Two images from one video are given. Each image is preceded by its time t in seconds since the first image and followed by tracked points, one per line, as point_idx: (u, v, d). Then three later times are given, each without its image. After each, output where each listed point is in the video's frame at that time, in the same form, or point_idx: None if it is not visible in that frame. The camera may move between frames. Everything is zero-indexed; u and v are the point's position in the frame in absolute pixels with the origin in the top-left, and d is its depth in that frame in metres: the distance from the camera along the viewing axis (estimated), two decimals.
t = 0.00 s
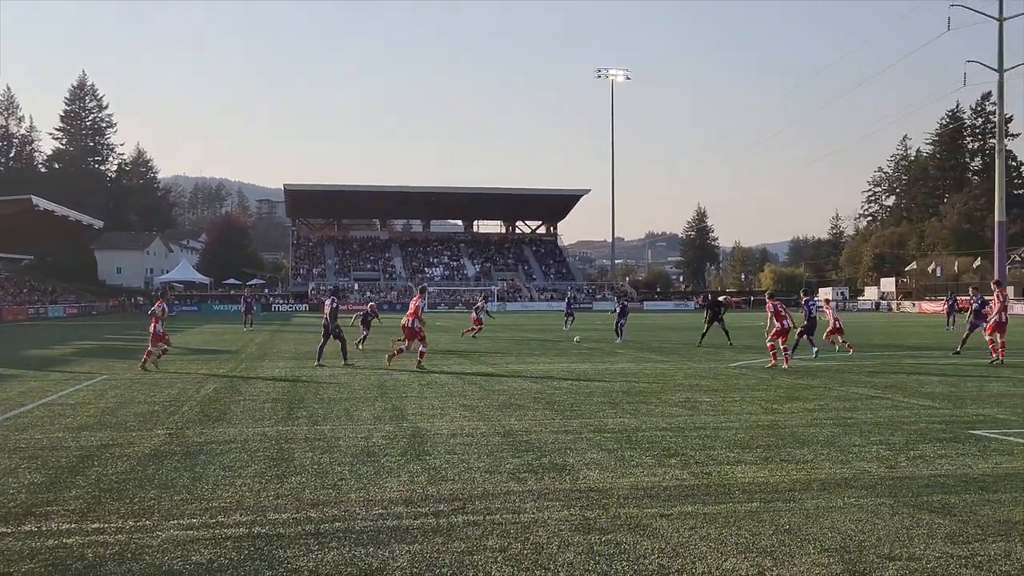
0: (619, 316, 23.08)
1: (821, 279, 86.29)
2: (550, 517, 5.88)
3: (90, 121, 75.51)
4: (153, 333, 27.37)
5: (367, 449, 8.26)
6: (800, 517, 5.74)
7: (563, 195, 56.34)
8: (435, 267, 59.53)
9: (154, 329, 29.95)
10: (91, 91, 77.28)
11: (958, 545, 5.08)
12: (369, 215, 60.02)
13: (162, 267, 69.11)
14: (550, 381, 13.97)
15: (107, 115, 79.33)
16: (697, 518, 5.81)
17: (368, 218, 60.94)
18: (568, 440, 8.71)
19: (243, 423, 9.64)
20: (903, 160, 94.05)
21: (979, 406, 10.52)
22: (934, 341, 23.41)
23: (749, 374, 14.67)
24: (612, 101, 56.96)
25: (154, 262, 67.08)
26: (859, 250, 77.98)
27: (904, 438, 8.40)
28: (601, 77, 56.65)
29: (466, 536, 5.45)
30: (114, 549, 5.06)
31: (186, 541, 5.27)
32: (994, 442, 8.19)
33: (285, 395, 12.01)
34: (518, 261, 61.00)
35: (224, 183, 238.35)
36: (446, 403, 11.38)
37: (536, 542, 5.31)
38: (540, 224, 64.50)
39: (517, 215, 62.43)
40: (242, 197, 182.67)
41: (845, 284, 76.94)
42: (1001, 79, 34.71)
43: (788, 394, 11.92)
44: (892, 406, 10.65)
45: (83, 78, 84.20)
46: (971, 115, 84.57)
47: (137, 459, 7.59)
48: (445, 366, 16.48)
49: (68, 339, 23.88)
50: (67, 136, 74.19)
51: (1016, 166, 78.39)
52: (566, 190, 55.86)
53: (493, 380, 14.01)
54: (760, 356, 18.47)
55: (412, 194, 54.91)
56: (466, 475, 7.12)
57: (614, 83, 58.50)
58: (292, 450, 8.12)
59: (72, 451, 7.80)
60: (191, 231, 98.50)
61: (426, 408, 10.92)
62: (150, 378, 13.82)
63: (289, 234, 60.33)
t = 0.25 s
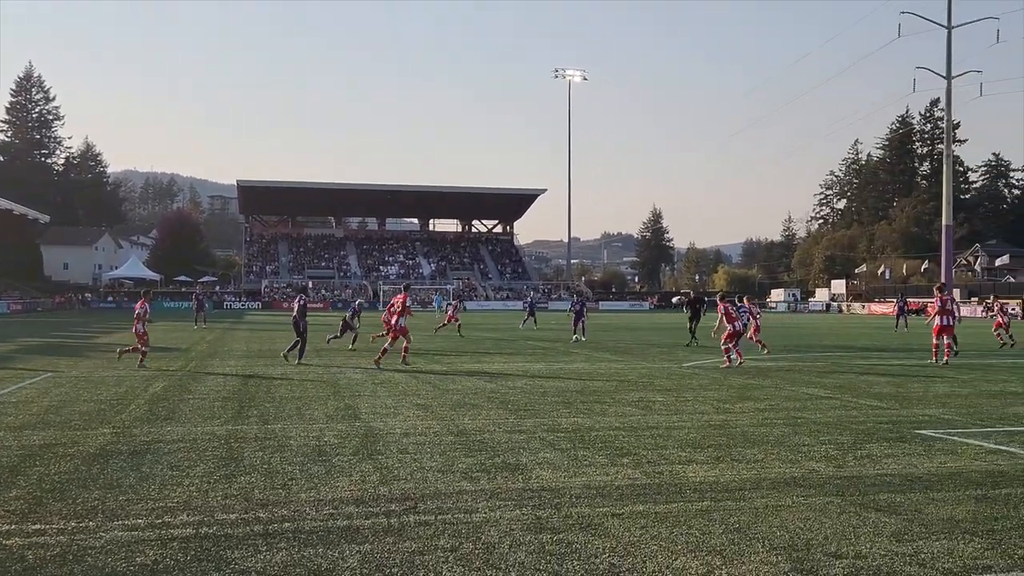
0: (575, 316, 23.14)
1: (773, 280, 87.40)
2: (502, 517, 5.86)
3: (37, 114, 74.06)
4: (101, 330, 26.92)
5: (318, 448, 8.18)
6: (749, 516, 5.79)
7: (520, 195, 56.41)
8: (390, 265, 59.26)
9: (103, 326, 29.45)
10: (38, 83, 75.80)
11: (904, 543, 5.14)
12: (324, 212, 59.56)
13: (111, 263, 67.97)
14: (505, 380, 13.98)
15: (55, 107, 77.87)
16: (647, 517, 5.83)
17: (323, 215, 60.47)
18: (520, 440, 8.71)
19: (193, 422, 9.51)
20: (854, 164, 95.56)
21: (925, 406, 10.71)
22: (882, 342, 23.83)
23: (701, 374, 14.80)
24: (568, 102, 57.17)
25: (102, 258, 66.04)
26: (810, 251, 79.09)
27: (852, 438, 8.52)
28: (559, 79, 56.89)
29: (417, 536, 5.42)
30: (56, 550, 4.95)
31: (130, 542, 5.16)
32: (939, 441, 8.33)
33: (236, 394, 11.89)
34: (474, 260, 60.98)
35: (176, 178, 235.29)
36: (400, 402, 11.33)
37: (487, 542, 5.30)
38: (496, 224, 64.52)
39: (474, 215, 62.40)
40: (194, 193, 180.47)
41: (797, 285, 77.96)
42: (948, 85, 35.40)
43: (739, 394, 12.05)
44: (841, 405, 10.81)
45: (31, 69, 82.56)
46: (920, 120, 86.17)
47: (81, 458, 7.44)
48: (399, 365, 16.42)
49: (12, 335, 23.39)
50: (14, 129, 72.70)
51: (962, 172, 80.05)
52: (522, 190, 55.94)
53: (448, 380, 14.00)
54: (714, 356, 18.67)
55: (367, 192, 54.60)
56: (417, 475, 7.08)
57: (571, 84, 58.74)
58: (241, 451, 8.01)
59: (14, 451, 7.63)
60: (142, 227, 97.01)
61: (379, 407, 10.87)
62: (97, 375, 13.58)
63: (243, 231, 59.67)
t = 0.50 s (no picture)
0: (536, 315, 23.15)
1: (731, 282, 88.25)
2: (459, 518, 5.84)
3: None
4: (52, 329, 26.45)
5: (274, 449, 8.09)
6: (705, 517, 5.82)
7: (480, 196, 56.39)
8: (350, 265, 58.93)
9: (54, 325, 28.94)
10: None
11: (857, 542, 5.20)
12: (283, 211, 59.05)
13: (63, 261, 66.85)
14: (464, 381, 13.96)
15: (6, 102, 76.45)
16: (605, 518, 5.84)
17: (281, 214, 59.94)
18: (478, 441, 8.69)
19: (146, 423, 9.37)
20: (810, 168, 96.79)
21: (877, 407, 10.88)
22: (838, 344, 24.14)
23: (659, 375, 14.87)
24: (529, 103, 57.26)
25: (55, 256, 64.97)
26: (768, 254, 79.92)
27: (807, 439, 8.61)
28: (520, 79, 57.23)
29: (373, 537, 5.38)
30: (3, 555, 4.84)
31: (79, 545, 5.07)
32: (892, 441, 8.46)
33: (191, 394, 11.74)
34: (434, 260, 60.86)
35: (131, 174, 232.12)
36: (358, 403, 11.26)
37: (445, 543, 5.27)
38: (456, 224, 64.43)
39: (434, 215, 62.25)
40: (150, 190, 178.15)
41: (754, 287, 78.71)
42: (902, 92, 35.96)
43: (697, 395, 12.13)
44: (797, 407, 10.92)
45: None
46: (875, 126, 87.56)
47: (31, 460, 7.29)
48: (357, 365, 16.32)
49: None
50: None
51: (916, 177, 81.48)
52: (483, 191, 55.94)
53: (407, 380, 13.94)
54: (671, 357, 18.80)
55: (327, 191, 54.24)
56: (375, 476, 7.03)
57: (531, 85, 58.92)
58: (196, 451, 7.91)
59: None
60: (95, 224, 95.54)
61: (337, 407, 10.80)
62: (47, 375, 13.33)
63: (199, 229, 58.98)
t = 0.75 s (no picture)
0: (506, 316, 23.12)
1: (698, 284, 88.79)
2: (427, 519, 5.82)
3: None
4: (14, 327, 26.07)
5: (240, 450, 8.02)
6: (673, 518, 5.85)
7: (449, 195, 56.31)
8: (317, 264, 58.59)
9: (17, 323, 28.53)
10: None
11: (822, 543, 5.25)
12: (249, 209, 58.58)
13: (25, 258, 65.88)
14: (432, 381, 13.93)
15: None
16: (572, 519, 5.85)
17: (247, 212, 59.44)
18: (446, 441, 8.67)
19: (109, 423, 9.26)
20: (777, 172, 97.66)
21: (842, 408, 11.00)
22: (804, 345, 24.36)
23: (627, 376, 14.92)
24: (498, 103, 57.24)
25: (16, 253, 63.98)
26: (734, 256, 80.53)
27: (773, 440, 8.68)
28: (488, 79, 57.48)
29: (340, 539, 5.35)
30: None
31: (41, 547, 4.99)
32: (855, 443, 8.56)
33: (156, 394, 11.61)
34: (402, 260, 60.70)
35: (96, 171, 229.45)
36: (325, 403, 11.19)
37: (413, 544, 5.25)
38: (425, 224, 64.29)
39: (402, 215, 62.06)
40: (115, 186, 176.15)
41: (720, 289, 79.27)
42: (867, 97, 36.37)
43: (664, 396, 12.19)
44: (762, 408, 11.01)
45: None
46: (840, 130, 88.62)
47: None
48: (324, 365, 16.23)
49: None
50: None
51: (880, 181, 82.58)
52: (452, 190, 55.88)
53: (375, 381, 13.88)
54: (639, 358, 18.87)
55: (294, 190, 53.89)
56: (342, 477, 6.99)
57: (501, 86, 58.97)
58: (161, 452, 7.82)
59: None
60: (58, 221, 94.26)
61: (304, 408, 10.74)
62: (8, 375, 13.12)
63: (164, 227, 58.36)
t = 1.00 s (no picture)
0: (482, 316, 23.09)
1: (669, 284, 89.22)
2: (398, 518, 5.81)
3: None
4: None
5: (209, 448, 7.95)
6: (642, 517, 5.86)
7: (421, 194, 56.17)
8: (287, 262, 58.24)
9: None
10: None
11: (792, 541, 5.29)
12: (219, 206, 58.08)
13: None
14: (402, 380, 13.88)
15: None
16: (543, 517, 5.85)
17: (217, 210, 58.96)
18: (418, 440, 8.65)
19: (74, 422, 9.14)
20: (747, 173, 98.33)
21: (811, 408, 11.09)
22: (773, 345, 24.54)
23: (599, 375, 14.95)
24: (471, 102, 57.17)
25: None
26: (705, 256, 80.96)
27: (743, 440, 8.72)
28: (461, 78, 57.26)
29: (311, 538, 5.31)
30: None
31: (5, 547, 4.93)
32: (824, 442, 8.63)
33: (123, 392, 11.47)
34: (373, 259, 60.51)
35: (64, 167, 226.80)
36: (294, 402, 11.11)
37: (383, 544, 5.23)
38: (397, 222, 64.10)
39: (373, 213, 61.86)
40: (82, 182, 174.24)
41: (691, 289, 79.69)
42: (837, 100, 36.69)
43: (636, 395, 12.22)
44: (732, 407, 11.07)
45: None
46: (810, 132, 89.50)
47: None
48: (294, 364, 16.11)
49: None
50: None
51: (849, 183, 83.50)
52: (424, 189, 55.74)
53: (346, 379, 13.78)
54: (611, 358, 18.94)
55: (264, 187, 53.51)
56: (312, 476, 6.96)
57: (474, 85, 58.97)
58: (128, 451, 7.73)
59: None
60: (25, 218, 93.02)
61: (273, 406, 10.67)
62: None
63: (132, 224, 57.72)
